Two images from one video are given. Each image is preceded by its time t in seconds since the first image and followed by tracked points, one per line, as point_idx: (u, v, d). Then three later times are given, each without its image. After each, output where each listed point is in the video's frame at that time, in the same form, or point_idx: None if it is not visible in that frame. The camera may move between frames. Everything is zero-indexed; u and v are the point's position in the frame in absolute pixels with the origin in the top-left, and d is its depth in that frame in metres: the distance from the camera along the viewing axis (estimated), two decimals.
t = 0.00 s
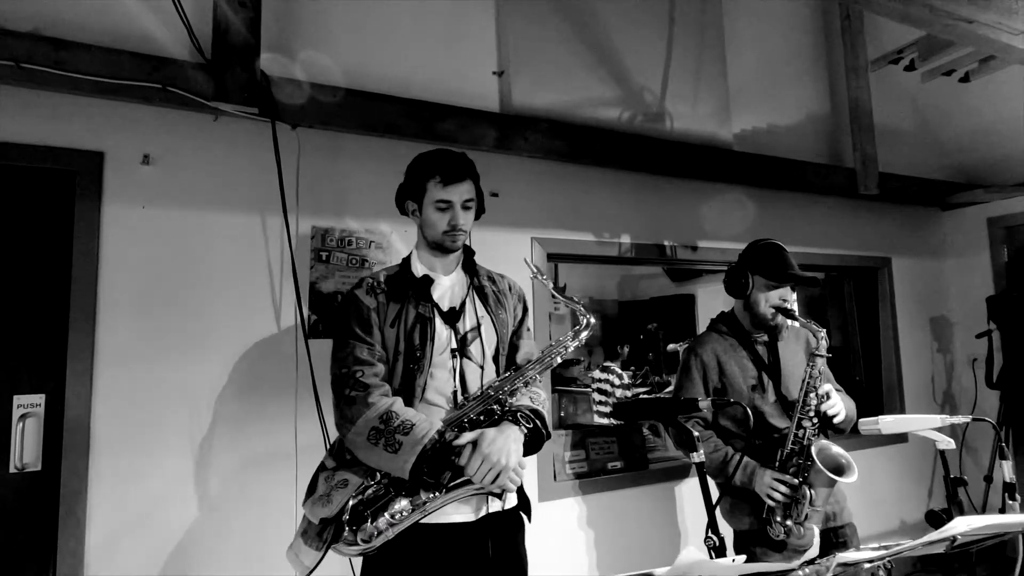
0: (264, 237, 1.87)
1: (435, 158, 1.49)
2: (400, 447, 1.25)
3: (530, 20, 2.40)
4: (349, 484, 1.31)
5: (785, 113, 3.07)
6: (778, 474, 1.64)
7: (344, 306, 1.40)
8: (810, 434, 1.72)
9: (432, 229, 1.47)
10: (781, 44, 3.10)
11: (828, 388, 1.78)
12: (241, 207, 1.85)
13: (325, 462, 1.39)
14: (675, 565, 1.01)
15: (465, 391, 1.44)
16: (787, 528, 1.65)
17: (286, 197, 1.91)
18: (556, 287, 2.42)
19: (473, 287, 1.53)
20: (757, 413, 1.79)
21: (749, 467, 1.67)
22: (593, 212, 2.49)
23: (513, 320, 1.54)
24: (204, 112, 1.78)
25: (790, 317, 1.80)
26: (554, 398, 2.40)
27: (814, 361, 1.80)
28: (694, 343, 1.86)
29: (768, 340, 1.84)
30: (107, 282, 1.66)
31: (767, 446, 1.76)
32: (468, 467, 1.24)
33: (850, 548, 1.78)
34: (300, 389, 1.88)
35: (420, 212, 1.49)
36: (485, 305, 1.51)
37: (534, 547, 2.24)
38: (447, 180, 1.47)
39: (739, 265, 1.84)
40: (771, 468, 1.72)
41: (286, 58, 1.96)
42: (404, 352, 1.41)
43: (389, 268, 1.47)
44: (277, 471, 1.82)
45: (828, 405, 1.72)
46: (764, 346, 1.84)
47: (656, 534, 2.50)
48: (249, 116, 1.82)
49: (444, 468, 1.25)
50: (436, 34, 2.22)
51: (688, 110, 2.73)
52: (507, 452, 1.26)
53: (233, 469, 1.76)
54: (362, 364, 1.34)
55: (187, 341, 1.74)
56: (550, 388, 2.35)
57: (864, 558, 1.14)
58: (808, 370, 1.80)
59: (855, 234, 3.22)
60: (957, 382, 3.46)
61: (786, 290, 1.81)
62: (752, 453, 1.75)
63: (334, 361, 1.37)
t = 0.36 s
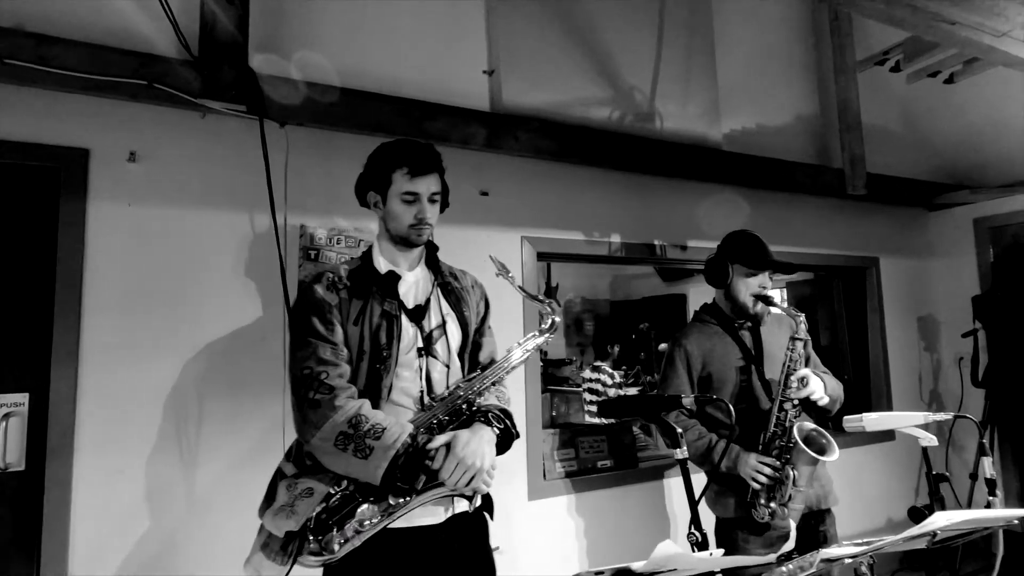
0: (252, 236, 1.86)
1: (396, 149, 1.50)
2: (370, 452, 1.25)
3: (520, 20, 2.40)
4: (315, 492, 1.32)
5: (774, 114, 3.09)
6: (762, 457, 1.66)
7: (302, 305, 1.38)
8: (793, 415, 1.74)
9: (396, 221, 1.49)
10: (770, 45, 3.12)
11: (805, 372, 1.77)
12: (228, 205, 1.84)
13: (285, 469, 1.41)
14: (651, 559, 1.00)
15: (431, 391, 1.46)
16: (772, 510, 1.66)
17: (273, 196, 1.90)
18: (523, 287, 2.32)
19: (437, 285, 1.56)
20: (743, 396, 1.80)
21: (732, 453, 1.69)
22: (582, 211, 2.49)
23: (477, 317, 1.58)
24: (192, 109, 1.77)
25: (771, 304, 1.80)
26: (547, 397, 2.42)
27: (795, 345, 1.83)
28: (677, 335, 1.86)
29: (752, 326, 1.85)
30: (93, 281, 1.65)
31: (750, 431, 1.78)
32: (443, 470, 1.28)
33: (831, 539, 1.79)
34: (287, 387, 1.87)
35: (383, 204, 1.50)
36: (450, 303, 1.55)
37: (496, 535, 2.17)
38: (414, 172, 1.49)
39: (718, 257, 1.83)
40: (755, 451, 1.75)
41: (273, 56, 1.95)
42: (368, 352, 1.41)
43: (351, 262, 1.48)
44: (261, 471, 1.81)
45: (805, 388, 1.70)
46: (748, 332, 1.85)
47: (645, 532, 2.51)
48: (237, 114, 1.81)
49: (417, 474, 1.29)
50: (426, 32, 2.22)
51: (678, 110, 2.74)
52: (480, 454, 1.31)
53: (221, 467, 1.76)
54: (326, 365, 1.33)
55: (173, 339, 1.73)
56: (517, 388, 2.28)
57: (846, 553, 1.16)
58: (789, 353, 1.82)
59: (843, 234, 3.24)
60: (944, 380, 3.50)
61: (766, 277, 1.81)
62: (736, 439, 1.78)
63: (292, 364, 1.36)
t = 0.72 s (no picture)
0: (221, 235, 1.82)
1: (352, 146, 1.49)
2: (334, 462, 1.24)
3: (497, 21, 2.40)
4: (272, 507, 1.29)
5: (748, 119, 3.14)
6: (726, 461, 1.68)
7: (254, 308, 1.32)
8: (756, 423, 1.74)
9: (352, 223, 1.48)
10: (744, 50, 3.17)
11: (769, 384, 1.77)
12: (197, 204, 1.80)
13: (235, 484, 1.38)
14: (609, 559, 1.01)
15: (387, 398, 1.47)
16: (734, 514, 1.68)
17: (244, 194, 1.87)
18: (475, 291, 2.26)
19: (392, 288, 1.58)
20: (707, 400, 1.82)
21: (699, 457, 1.70)
22: (559, 213, 2.50)
23: (429, 320, 1.61)
24: (160, 105, 1.73)
25: (740, 313, 1.82)
26: (527, 398, 2.44)
27: (759, 354, 1.81)
28: (649, 338, 1.88)
29: (722, 333, 1.87)
30: (55, 280, 1.60)
31: (719, 434, 1.78)
32: (410, 478, 1.29)
33: (797, 538, 1.80)
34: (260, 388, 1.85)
35: (338, 203, 1.48)
36: (404, 306, 1.57)
37: (451, 534, 2.12)
38: (374, 173, 1.49)
39: (690, 263, 1.86)
40: (719, 456, 1.74)
41: (245, 52, 1.91)
42: (324, 358, 1.40)
43: (302, 260, 1.45)
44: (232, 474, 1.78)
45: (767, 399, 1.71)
46: (718, 339, 1.86)
47: (620, 532, 2.53)
48: (206, 111, 1.77)
49: (384, 483, 1.27)
50: (402, 32, 2.21)
51: (653, 113, 2.77)
52: (445, 459, 1.34)
53: (192, 470, 1.73)
54: (281, 372, 1.29)
55: (137, 343, 1.69)
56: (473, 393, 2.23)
57: (809, 550, 1.19)
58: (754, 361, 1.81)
59: (815, 237, 3.31)
60: (911, 380, 3.59)
61: (735, 286, 1.83)
62: (702, 441, 1.77)
63: (241, 371, 1.29)
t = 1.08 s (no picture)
0: (180, 232, 1.77)
1: (306, 141, 1.45)
2: (305, 464, 1.18)
3: (467, 20, 2.39)
4: (242, 513, 1.18)
5: (716, 122, 3.19)
6: (688, 459, 1.69)
7: (212, 306, 1.23)
8: (717, 419, 1.77)
9: (312, 219, 1.43)
10: (712, 54, 3.22)
11: (731, 380, 1.80)
12: (155, 199, 1.75)
13: (195, 493, 1.23)
14: (557, 558, 1.04)
15: (351, 398, 1.44)
16: (698, 509, 1.69)
17: (205, 190, 1.82)
18: (434, 289, 2.22)
19: (353, 287, 1.55)
20: (669, 398, 1.84)
21: (662, 454, 1.72)
22: (529, 213, 2.50)
23: (390, 319, 1.61)
24: (115, 97, 1.67)
25: (703, 311, 1.84)
26: (499, 398, 2.47)
27: (721, 350, 1.86)
28: (616, 337, 1.90)
29: (686, 331, 1.89)
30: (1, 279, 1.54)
31: (680, 430, 1.81)
32: (383, 476, 1.25)
33: (759, 533, 1.82)
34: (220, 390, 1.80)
35: (297, 200, 1.44)
36: (365, 305, 1.54)
37: (416, 536, 2.09)
38: (336, 170, 1.45)
39: (656, 262, 1.88)
40: (682, 453, 1.77)
41: (205, 44, 1.86)
42: (287, 358, 1.33)
43: (261, 258, 1.38)
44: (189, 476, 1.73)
45: (728, 394, 1.75)
46: (681, 337, 1.89)
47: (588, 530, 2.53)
48: (165, 104, 1.72)
49: (358, 481, 1.22)
50: (370, 28, 2.17)
51: (623, 114, 2.80)
52: (416, 456, 1.30)
53: (146, 473, 1.67)
54: (245, 373, 1.20)
55: (100, 347, 1.64)
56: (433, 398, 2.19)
57: (768, 544, 1.22)
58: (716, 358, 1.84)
59: (780, 239, 3.38)
60: (871, 377, 3.70)
61: (698, 286, 1.86)
62: (665, 438, 1.81)
63: (198, 373, 1.20)
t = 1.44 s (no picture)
0: (127, 228, 1.70)
1: (268, 137, 1.37)
2: (270, 464, 1.14)
3: (431, 16, 2.37)
4: (206, 515, 1.15)
5: (680, 124, 3.24)
6: (647, 458, 1.70)
7: (172, 306, 1.18)
8: (675, 418, 1.79)
9: (277, 217, 1.36)
10: (676, 58, 3.27)
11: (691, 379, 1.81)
12: (100, 193, 1.68)
13: (159, 497, 1.19)
14: (492, 557, 1.05)
15: (321, 395, 1.38)
16: (655, 508, 1.70)
17: (154, 185, 1.75)
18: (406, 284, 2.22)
19: (321, 284, 1.48)
20: (631, 399, 1.83)
21: (622, 452, 1.73)
22: (494, 212, 2.49)
23: (363, 315, 1.55)
24: (56, 86, 1.59)
25: (662, 310, 1.87)
26: (468, 398, 2.46)
27: (679, 350, 1.88)
28: (577, 336, 1.90)
29: (646, 331, 1.89)
30: None
31: (640, 430, 1.81)
32: (351, 474, 1.20)
33: (715, 529, 1.84)
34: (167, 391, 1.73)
35: (261, 197, 1.36)
36: (335, 301, 1.48)
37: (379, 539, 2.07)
38: (300, 167, 1.37)
39: (618, 261, 1.89)
40: (641, 451, 1.78)
41: (155, 33, 1.79)
42: (252, 357, 1.27)
43: (224, 257, 1.31)
44: (135, 482, 1.66)
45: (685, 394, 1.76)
46: (642, 337, 1.89)
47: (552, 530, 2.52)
48: (110, 94, 1.65)
49: (324, 481, 1.17)
50: (331, 21, 2.13)
51: (588, 115, 2.81)
52: (386, 453, 1.26)
53: (88, 479, 1.60)
54: (207, 374, 1.16)
55: (41, 348, 1.56)
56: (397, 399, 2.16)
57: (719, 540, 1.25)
58: (675, 357, 1.85)
59: (741, 241, 3.45)
60: (829, 376, 3.80)
61: (658, 286, 1.87)
62: (624, 438, 1.81)
63: (159, 375, 1.15)
